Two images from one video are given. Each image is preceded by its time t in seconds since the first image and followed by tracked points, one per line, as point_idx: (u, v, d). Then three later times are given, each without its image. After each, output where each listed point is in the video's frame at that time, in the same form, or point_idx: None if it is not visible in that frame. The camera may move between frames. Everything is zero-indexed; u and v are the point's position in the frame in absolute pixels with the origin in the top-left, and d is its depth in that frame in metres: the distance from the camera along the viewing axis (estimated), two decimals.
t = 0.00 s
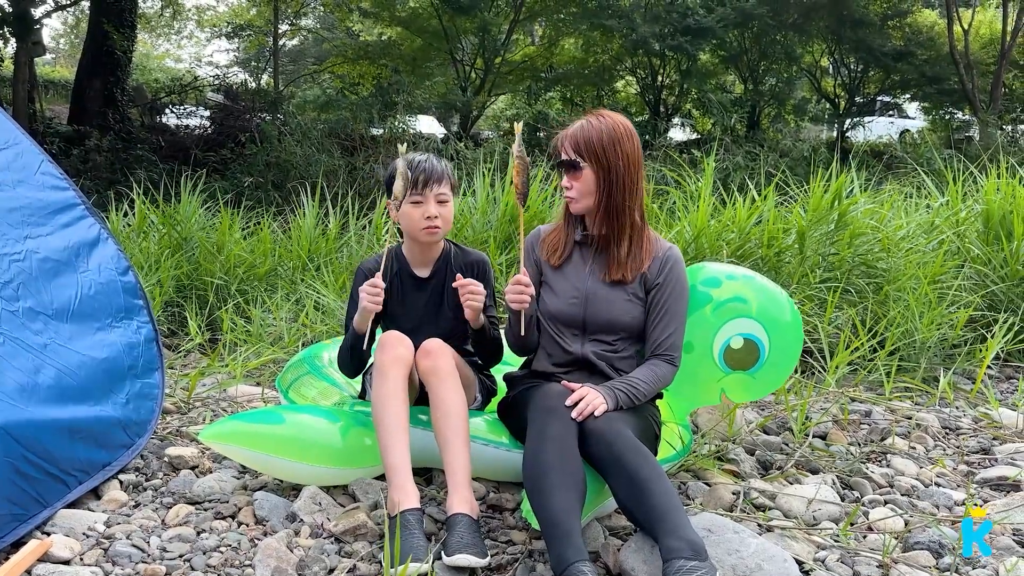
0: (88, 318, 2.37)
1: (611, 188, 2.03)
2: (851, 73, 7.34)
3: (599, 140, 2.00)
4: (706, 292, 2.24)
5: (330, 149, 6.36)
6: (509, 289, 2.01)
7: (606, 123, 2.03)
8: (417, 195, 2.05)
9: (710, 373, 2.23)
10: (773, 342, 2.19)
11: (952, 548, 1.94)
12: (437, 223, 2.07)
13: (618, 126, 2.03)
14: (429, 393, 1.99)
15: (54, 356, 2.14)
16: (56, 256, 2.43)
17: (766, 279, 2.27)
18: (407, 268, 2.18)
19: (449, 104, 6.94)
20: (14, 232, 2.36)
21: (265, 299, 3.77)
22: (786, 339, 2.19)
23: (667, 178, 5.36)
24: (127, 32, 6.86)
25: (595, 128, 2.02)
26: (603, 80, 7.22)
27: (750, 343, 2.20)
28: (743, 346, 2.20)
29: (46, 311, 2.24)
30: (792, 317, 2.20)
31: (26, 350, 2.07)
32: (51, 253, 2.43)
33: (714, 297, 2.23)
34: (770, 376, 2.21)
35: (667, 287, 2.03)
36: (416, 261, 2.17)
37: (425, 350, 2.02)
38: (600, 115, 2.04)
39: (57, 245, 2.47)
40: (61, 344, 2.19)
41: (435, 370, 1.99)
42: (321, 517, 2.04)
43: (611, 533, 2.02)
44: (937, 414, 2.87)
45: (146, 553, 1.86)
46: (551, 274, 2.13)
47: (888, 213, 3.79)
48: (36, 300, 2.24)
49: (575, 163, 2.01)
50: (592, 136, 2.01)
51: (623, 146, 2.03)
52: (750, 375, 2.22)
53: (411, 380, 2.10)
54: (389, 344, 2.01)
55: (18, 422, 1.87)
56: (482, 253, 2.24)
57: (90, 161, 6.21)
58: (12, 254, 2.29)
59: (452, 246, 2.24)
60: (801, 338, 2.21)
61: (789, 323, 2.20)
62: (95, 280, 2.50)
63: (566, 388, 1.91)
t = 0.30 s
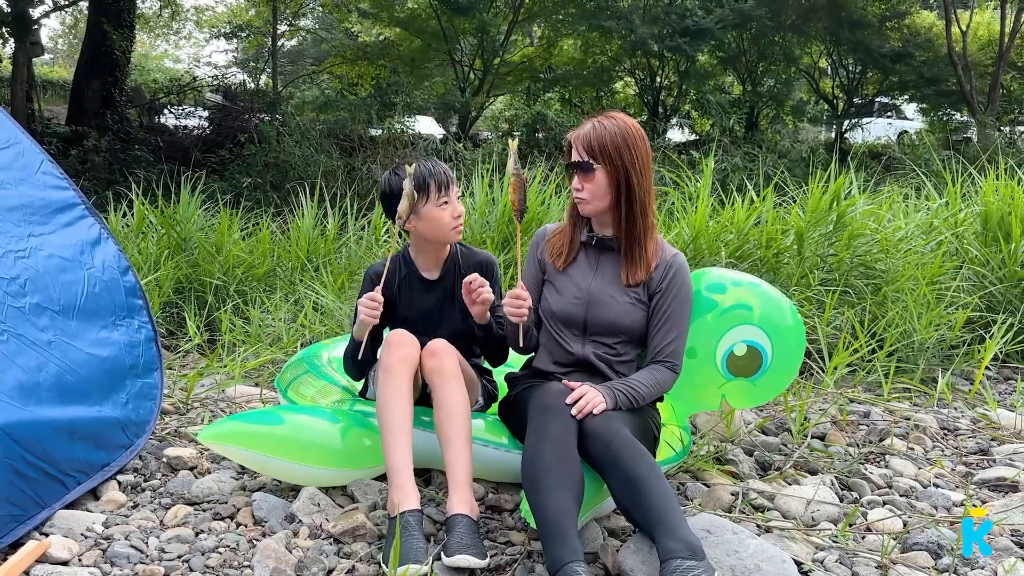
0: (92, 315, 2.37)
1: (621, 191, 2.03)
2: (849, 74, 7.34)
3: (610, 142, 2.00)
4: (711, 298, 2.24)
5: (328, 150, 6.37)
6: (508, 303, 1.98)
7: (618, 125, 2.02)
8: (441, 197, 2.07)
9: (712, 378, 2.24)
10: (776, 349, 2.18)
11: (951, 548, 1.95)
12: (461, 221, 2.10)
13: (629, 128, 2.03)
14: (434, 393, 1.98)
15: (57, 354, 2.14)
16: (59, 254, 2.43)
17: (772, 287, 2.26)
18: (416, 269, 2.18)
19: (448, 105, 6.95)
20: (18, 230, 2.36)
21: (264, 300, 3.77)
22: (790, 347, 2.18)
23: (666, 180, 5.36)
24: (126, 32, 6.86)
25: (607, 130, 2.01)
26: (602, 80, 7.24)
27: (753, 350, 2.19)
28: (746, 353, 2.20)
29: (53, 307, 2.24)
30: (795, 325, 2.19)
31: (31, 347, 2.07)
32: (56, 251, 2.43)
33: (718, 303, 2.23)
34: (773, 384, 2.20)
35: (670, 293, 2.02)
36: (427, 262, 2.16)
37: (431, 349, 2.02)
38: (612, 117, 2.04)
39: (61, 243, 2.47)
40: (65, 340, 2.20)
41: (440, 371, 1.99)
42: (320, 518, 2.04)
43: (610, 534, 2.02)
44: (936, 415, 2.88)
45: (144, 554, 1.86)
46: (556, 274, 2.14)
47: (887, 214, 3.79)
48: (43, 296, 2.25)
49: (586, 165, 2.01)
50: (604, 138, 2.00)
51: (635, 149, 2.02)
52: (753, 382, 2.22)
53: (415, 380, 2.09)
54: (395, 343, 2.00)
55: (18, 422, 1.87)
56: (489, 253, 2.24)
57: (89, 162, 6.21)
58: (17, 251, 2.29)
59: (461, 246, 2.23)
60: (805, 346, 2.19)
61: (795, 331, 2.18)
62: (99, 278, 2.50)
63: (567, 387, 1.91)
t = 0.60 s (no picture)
0: (97, 311, 2.38)
1: (615, 194, 2.02)
2: (847, 75, 7.35)
3: (600, 147, 2.00)
4: (713, 301, 2.24)
5: (327, 150, 6.37)
6: (500, 300, 2.00)
7: (607, 129, 2.02)
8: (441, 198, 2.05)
9: (713, 381, 2.23)
10: (777, 353, 2.19)
11: (949, 549, 1.94)
12: (455, 225, 2.09)
13: (619, 131, 2.03)
14: (434, 393, 1.98)
15: (64, 349, 2.14)
16: (61, 252, 2.42)
17: (772, 291, 2.27)
18: (415, 268, 2.17)
19: (447, 106, 6.96)
20: (17, 228, 2.34)
21: (262, 300, 3.77)
22: (791, 351, 2.19)
23: (664, 181, 5.36)
24: (124, 32, 6.83)
25: (596, 134, 2.02)
26: (600, 82, 7.25)
27: (754, 354, 2.20)
28: (747, 357, 2.20)
29: (58, 303, 2.24)
30: (796, 330, 2.20)
31: (37, 341, 2.06)
32: (56, 249, 2.42)
33: (720, 307, 2.23)
34: (772, 388, 2.21)
35: (672, 296, 2.02)
36: (425, 261, 2.16)
37: (432, 349, 2.01)
38: (601, 122, 2.04)
39: (60, 242, 2.46)
40: (71, 336, 2.19)
41: (441, 371, 1.98)
42: (318, 518, 2.04)
43: (608, 535, 2.01)
44: (934, 416, 2.88)
45: (142, 554, 1.86)
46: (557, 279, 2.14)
47: (885, 216, 3.79)
48: (49, 292, 2.24)
49: (578, 171, 2.01)
50: (593, 143, 2.01)
51: (626, 151, 2.02)
52: (753, 385, 2.22)
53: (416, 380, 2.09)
54: (397, 342, 2.00)
55: (19, 422, 1.86)
56: (490, 258, 2.24)
57: (86, 162, 6.20)
58: (19, 248, 2.28)
59: (460, 247, 2.23)
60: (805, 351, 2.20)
61: (796, 335, 2.19)
62: (100, 276, 2.50)
63: (570, 387, 1.91)
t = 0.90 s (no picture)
0: (89, 315, 2.37)
1: (597, 193, 2.03)
2: (846, 76, 7.36)
3: (577, 147, 2.00)
4: (703, 297, 2.25)
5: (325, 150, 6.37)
6: (490, 307, 1.99)
7: (585, 128, 2.02)
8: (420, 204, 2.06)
9: (707, 378, 2.23)
10: (770, 348, 2.19)
11: (947, 550, 1.94)
12: (419, 231, 2.06)
13: (596, 130, 2.03)
14: (436, 394, 1.98)
15: (55, 353, 2.13)
16: (55, 254, 2.42)
17: (763, 285, 2.27)
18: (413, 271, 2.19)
19: (445, 106, 6.96)
20: (12, 229, 2.34)
21: (260, 301, 3.76)
22: (784, 345, 2.19)
23: (663, 181, 5.35)
24: (122, 32, 6.81)
25: (575, 134, 2.01)
26: (598, 82, 7.23)
27: (747, 348, 2.20)
28: (739, 352, 2.21)
29: (48, 307, 2.23)
30: (791, 327, 2.20)
31: (27, 346, 2.06)
32: (51, 251, 2.42)
33: (711, 302, 2.24)
34: (767, 382, 2.20)
35: (664, 294, 2.02)
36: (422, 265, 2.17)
37: (436, 350, 2.01)
38: (578, 122, 2.04)
39: (55, 243, 2.46)
40: (62, 340, 2.19)
41: (443, 371, 1.98)
42: (317, 519, 2.03)
43: (607, 535, 2.01)
44: (932, 416, 2.88)
45: (140, 555, 1.85)
46: (547, 284, 2.13)
47: (884, 216, 3.79)
48: (39, 296, 2.23)
49: (556, 174, 2.01)
50: (572, 143, 2.00)
51: (604, 150, 2.02)
52: (747, 380, 2.22)
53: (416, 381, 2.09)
54: (400, 342, 2.00)
55: (13, 424, 1.86)
56: (492, 264, 2.22)
57: (84, 162, 6.20)
58: (13, 251, 2.28)
59: (460, 250, 2.23)
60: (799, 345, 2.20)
61: (788, 328, 2.20)
62: (94, 278, 2.50)
63: (567, 388, 1.92)
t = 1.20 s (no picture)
0: (86, 316, 2.37)
1: (579, 192, 2.02)
2: (844, 76, 7.36)
3: (562, 144, 2.00)
4: (688, 287, 2.24)
5: (324, 151, 6.37)
6: (480, 315, 2.00)
7: (570, 126, 2.02)
8: (431, 206, 2.08)
9: (696, 368, 2.24)
10: (757, 333, 2.18)
11: (946, 550, 1.94)
12: (452, 231, 2.11)
13: (582, 128, 2.02)
14: (437, 395, 1.98)
15: (52, 355, 2.13)
16: (53, 256, 2.42)
17: (749, 270, 2.26)
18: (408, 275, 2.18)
19: (444, 107, 6.93)
20: (8, 232, 2.34)
21: (259, 302, 3.76)
22: (771, 329, 2.18)
23: (662, 182, 5.35)
24: (120, 33, 6.79)
25: (559, 131, 2.01)
26: (597, 82, 7.21)
27: (733, 336, 2.20)
28: (726, 339, 2.21)
29: (45, 309, 2.23)
30: (778, 311, 2.18)
31: (25, 347, 2.06)
32: (48, 253, 2.42)
33: (695, 291, 2.23)
34: (757, 368, 2.20)
35: (649, 290, 2.03)
36: (419, 269, 2.16)
37: (435, 350, 2.01)
38: (565, 118, 2.04)
39: (52, 245, 2.45)
40: (60, 342, 2.19)
41: (443, 372, 1.98)
42: (315, 520, 2.03)
43: (606, 536, 2.02)
44: (931, 417, 2.88)
45: (139, 556, 1.85)
46: (531, 283, 2.13)
47: (883, 217, 3.79)
48: (37, 297, 2.24)
49: (540, 170, 2.02)
50: (556, 140, 2.00)
51: (590, 147, 2.02)
52: (737, 367, 2.21)
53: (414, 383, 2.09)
54: (398, 344, 2.00)
55: (10, 424, 1.86)
56: (486, 264, 2.23)
57: (83, 163, 6.20)
58: (10, 252, 2.28)
59: (457, 253, 2.23)
60: (787, 328, 2.19)
61: (775, 313, 2.19)
62: (92, 280, 2.49)
63: (550, 393, 1.93)
